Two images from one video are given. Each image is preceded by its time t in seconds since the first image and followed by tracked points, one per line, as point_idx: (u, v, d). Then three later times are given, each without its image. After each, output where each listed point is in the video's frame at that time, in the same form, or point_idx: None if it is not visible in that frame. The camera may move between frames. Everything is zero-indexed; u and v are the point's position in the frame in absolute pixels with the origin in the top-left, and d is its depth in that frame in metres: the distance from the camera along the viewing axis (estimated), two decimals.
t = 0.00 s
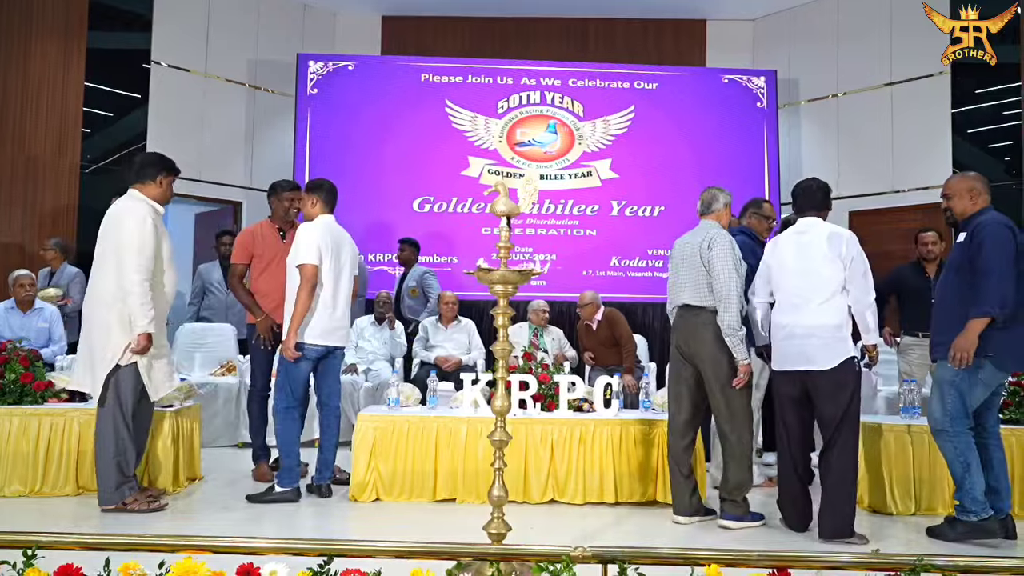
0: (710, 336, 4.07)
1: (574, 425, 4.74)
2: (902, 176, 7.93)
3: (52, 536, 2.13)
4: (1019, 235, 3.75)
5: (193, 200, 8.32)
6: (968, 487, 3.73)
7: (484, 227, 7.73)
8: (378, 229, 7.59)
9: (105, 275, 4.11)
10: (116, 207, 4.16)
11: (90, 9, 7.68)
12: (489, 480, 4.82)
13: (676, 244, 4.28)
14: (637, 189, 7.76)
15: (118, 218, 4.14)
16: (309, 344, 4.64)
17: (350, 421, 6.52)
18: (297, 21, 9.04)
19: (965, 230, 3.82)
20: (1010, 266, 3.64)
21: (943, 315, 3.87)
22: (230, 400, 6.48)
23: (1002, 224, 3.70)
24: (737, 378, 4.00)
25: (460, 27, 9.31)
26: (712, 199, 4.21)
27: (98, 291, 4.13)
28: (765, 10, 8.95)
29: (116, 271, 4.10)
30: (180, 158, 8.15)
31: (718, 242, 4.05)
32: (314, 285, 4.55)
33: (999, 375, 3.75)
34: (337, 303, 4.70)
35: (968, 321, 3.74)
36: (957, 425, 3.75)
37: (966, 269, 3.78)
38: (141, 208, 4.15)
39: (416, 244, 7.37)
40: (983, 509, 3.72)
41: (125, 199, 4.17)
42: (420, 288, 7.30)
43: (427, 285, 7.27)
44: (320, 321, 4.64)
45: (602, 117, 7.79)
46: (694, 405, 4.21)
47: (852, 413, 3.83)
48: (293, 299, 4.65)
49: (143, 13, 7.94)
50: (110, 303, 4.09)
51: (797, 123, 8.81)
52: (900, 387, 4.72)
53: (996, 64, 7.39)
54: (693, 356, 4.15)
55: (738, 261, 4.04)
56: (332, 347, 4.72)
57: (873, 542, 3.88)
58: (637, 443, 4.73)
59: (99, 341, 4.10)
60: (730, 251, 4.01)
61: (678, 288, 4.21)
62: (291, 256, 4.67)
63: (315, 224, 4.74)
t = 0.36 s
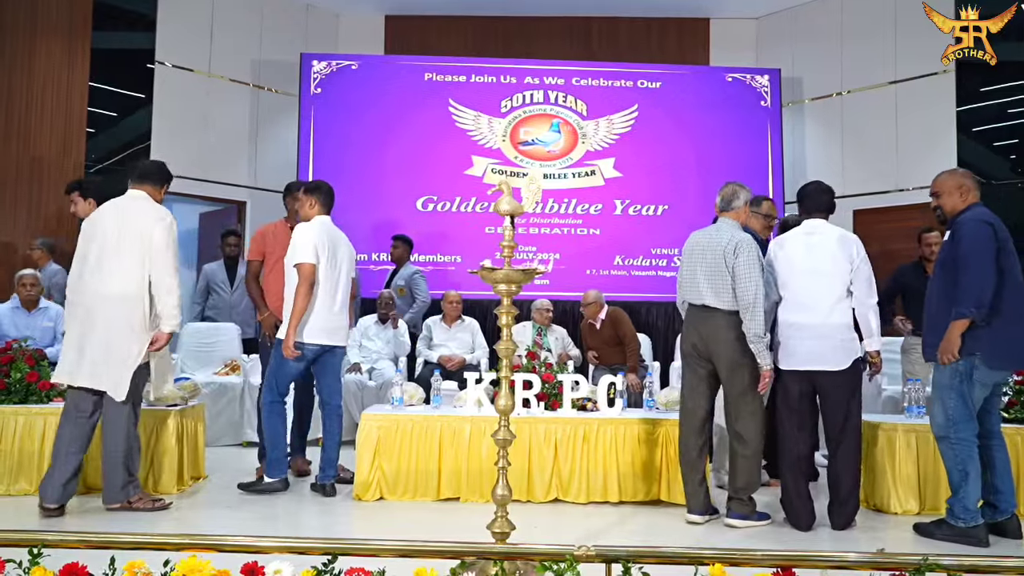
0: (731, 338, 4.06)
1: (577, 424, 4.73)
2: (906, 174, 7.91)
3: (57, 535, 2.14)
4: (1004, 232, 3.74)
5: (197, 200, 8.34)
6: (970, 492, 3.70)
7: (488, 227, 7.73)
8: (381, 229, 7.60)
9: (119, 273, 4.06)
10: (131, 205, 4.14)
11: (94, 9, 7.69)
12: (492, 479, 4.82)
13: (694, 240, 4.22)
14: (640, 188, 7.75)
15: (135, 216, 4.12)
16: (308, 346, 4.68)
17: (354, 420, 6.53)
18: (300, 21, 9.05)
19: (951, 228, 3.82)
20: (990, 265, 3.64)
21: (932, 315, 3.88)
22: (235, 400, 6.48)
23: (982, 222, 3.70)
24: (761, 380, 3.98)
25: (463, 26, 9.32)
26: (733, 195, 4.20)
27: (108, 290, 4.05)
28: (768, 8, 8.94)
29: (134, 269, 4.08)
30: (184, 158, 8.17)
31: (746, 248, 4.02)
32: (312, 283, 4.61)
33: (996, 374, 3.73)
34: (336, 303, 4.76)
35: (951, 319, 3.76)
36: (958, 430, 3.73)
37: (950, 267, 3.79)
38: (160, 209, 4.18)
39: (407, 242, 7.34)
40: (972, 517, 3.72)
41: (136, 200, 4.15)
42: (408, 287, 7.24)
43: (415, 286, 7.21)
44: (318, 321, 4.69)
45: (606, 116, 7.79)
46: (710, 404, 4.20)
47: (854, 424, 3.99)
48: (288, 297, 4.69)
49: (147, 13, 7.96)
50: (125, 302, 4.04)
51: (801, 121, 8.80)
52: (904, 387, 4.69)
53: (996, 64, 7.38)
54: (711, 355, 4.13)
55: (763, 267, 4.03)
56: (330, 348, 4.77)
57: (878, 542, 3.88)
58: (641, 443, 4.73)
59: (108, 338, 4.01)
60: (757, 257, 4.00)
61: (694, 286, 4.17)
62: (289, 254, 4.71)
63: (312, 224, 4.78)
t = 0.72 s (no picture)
0: (737, 338, 4.07)
1: (580, 425, 4.73)
2: (909, 174, 7.90)
3: (60, 536, 2.14)
4: (984, 232, 3.75)
5: (199, 200, 8.35)
6: (968, 496, 3.70)
7: (489, 227, 7.73)
8: (383, 229, 7.60)
9: (110, 272, 4.02)
10: (113, 204, 4.10)
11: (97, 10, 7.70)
12: (495, 479, 4.83)
13: (696, 241, 4.20)
14: (641, 188, 7.75)
15: (120, 215, 4.09)
16: (277, 349, 4.79)
17: (356, 421, 6.54)
18: (302, 22, 9.06)
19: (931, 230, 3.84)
20: (968, 267, 3.66)
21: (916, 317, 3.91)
22: (237, 400, 6.49)
23: (958, 223, 3.72)
24: (758, 381, 4.00)
25: (465, 27, 9.32)
26: (737, 198, 4.20)
27: (99, 289, 3.99)
28: (770, 8, 8.93)
29: (127, 267, 4.06)
30: (186, 158, 8.18)
31: (751, 249, 4.04)
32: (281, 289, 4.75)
33: (984, 374, 3.74)
34: (311, 306, 4.87)
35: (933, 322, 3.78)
36: (949, 434, 3.74)
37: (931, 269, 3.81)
38: (141, 208, 4.17)
39: (399, 241, 7.31)
40: (975, 519, 3.70)
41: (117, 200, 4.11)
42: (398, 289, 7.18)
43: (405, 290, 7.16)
44: (288, 324, 4.80)
45: (608, 116, 7.78)
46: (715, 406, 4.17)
47: (862, 427, 4.04)
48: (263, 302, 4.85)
49: (149, 14, 7.96)
50: (119, 301, 4.02)
51: (804, 122, 8.80)
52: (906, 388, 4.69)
53: (997, 64, 7.38)
54: (716, 356, 4.11)
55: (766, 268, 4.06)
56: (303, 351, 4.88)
57: (879, 542, 3.88)
58: (644, 443, 4.73)
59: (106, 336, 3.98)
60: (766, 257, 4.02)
61: (699, 286, 4.15)
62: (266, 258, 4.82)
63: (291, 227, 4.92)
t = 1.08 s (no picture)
0: (745, 337, 4.06)
1: (583, 425, 4.73)
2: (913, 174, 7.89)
3: (64, 535, 2.14)
4: (963, 231, 3.73)
5: (202, 201, 8.36)
6: (968, 497, 3.70)
7: (493, 227, 7.73)
8: (387, 230, 7.61)
9: (80, 271, 4.00)
10: (72, 204, 4.06)
11: (101, 11, 7.73)
12: (498, 480, 4.83)
13: (701, 241, 4.18)
14: (644, 188, 7.75)
15: (82, 213, 4.05)
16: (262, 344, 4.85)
17: (360, 421, 6.55)
18: (305, 22, 9.07)
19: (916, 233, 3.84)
20: (946, 270, 3.66)
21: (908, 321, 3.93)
22: (240, 401, 6.50)
23: (936, 225, 3.72)
24: (773, 377, 4.05)
25: (468, 27, 9.32)
26: (727, 199, 4.24)
27: (70, 290, 3.97)
28: (773, 8, 8.92)
29: (96, 266, 4.03)
30: (190, 159, 8.19)
31: (762, 248, 4.06)
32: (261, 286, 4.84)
33: (974, 373, 3.73)
34: (292, 301, 4.93)
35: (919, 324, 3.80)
36: (945, 435, 3.75)
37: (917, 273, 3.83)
38: (102, 204, 4.13)
39: (387, 241, 7.30)
40: (979, 519, 3.71)
41: (77, 199, 4.07)
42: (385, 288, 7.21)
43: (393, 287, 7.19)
44: (270, 318, 4.86)
45: (611, 116, 7.78)
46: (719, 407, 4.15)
47: (861, 428, 4.09)
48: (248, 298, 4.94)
49: (153, 14, 7.98)
50: (94, 299, 4.00)
51: (807, 121, 8.78)
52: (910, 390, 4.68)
53: (997, 64, 7.44)
54: (722, 356, 4.10)
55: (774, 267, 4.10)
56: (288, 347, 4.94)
57: (883, 542, 3.88)
58: (647, 444, 4.73)
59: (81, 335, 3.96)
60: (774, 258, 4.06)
61: (704, 286, 4.13)
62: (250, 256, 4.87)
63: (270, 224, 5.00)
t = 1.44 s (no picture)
0: (755, 339, 4.07)
1: (586, 425, 4.73)
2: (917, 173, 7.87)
3: (70, 534, 2.16)
4: (952, 232, 3.76)
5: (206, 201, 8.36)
6: (973, 496, 3.67)
7: (496, 227, 7.72)
8: (391, 230, 7.62)
9: (76, 272, 4.07)
10: (64, 206, 4.11)
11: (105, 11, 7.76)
12: (502, 480, 4.83)
13: (717, 239, 4.13)
14: (647, 188, 7.74)
15: (74, 216, 4.13)
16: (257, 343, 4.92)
17: (364, 421, 6.57)
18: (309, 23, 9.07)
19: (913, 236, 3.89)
20: (933, 270, 3.69)
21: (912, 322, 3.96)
22: (244, 401, 6.51)
23: (920, 227, 3.76)
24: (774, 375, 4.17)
25: (471, 27, 9.33)
26: (723, 199, 4.26)
27: (68, 291, 4.05)
28: (777, 8, 8.90)
29: (93, 269, 4.14)
30: (194, 159, 8.20)
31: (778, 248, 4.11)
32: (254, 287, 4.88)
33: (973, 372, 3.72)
34: (286, 302, 4.99)
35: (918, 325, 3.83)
36: (947, 434, 3.76)
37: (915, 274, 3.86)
38: (91, 207, 4.22)
39: (382, 242, 7.40)
40: (984, 519, 3.68)
41: (70, 201, 4.13)
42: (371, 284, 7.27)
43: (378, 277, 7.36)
44: (265, 319, 4.92)
45: (614, 116, 7.77)
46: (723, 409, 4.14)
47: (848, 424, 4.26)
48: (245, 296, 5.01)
49: (157, 15, 7.99)
50: (93, 300, 4.11)
51: (811, 121, 8.77)
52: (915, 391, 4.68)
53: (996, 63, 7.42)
54: (731, 358, 4.09)
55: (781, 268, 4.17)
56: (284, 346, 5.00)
57: (887, 543, 3.87)
58: (651, 444, 4.73)
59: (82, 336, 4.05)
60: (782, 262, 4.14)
61: (719, 285, 4.10)
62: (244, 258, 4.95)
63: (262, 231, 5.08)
